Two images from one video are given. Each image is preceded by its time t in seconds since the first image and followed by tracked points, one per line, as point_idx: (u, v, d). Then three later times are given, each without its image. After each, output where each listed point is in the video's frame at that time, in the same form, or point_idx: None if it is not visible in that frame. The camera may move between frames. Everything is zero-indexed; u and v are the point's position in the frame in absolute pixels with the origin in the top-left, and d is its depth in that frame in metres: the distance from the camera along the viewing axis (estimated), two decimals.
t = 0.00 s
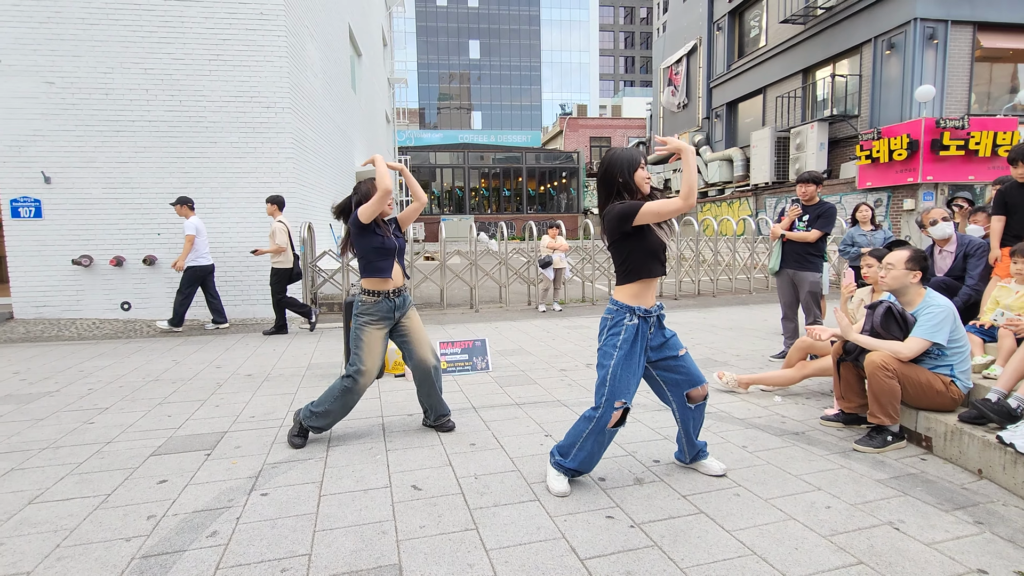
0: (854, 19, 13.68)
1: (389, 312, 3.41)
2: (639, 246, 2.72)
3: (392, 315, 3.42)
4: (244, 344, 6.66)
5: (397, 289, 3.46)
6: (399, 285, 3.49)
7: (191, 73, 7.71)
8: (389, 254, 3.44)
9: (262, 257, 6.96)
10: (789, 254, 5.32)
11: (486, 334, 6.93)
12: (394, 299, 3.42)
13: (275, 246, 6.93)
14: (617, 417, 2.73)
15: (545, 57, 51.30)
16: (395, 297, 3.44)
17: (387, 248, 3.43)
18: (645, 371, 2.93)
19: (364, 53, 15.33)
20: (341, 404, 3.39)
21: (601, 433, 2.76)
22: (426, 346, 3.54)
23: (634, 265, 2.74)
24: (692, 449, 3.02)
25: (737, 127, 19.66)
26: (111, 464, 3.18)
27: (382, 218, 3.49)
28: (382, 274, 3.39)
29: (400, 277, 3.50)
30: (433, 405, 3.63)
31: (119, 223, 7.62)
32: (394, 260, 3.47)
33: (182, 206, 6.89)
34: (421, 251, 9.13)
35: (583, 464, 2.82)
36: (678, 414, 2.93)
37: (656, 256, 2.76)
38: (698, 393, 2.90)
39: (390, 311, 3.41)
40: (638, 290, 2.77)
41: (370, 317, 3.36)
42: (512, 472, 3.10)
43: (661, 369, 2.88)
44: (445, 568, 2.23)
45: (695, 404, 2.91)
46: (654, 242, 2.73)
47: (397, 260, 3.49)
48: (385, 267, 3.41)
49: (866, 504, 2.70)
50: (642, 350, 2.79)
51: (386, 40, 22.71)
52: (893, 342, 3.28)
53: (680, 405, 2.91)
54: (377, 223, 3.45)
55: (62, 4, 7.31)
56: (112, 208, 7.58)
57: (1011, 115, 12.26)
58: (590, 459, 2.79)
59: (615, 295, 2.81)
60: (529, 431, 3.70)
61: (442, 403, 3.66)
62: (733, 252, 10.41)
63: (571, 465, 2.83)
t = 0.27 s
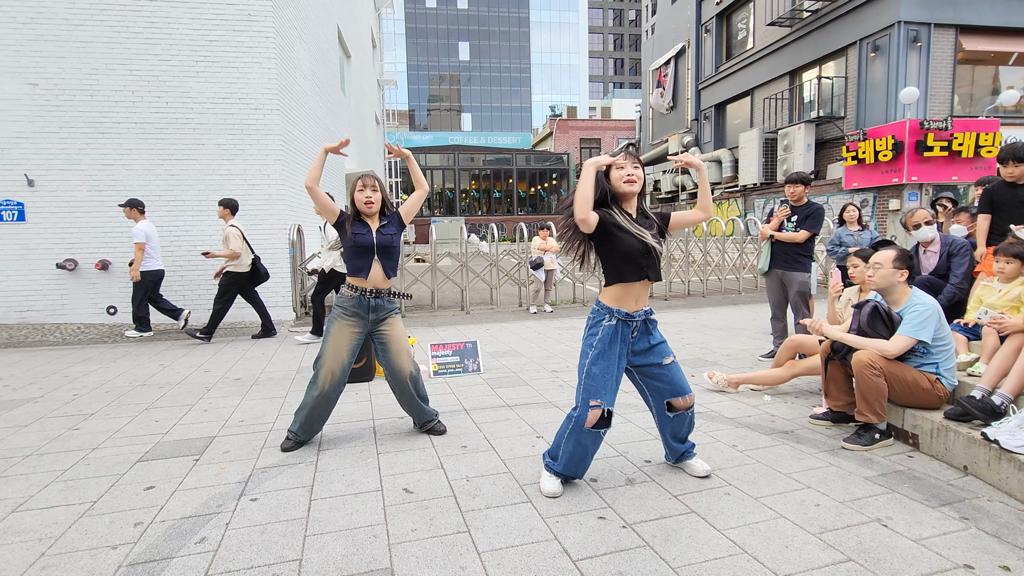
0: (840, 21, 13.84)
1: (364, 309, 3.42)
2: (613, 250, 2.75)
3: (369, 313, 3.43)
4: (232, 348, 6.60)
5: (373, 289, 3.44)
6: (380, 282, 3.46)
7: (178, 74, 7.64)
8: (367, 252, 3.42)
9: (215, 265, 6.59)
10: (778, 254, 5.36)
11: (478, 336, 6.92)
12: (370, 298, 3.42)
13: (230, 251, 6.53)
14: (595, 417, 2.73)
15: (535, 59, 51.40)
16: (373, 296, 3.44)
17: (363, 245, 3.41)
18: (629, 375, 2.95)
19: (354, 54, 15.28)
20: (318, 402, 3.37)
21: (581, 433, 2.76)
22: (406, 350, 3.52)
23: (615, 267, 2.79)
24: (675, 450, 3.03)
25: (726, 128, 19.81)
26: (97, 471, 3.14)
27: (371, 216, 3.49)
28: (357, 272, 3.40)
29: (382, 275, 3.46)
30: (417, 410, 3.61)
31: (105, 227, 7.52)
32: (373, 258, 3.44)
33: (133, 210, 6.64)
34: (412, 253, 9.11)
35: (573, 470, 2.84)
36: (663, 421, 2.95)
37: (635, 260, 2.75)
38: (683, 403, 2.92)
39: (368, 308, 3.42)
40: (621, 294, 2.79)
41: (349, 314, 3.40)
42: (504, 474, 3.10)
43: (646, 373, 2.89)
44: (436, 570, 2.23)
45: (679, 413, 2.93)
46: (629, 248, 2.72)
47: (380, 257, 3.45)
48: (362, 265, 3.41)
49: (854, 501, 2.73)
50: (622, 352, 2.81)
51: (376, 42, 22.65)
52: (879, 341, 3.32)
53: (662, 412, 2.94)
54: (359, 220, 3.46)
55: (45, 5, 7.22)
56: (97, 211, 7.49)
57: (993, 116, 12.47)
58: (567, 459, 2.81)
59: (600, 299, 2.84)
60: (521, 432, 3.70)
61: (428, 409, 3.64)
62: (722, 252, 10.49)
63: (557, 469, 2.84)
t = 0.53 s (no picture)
0: (826, 23, 13.99)
1: (354, 307, 3.44)
2: (596, 215, 2.77)
3: (360, 309, 3.42)
4: (223, 352, 6.56)
5: (350, 285, 3.43)
6: (356, 280, 3.42)
7: (166, 77, 7.59)
8: (345, 249, 3.43)
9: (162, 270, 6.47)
10: (768, 254, 5.42)
11: (470, 338, 6.92)
12: (354, 296, 3.41)
13: (173, 255, 6.35)
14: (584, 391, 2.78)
15: (525, 61, 51.52)
16: (357, 293, 3.42)
17: (342, 242, 3.43)
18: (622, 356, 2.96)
19: (343, 57, 15.24)
20: (318, 400, 3.39)
21: (569, 407, 2.79)
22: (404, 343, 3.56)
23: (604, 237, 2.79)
24: (670, 440, 3.03)
25: (715, 130, 19.94)
26: (85, 479, 3.10)
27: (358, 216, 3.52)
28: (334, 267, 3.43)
29: (358, 272, 3.42)
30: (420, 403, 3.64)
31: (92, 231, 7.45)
32: (350, 254, 3.42)
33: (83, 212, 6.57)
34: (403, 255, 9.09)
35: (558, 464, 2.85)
36: (644, 405, 2.99)
37: (620, 226, 2.74)
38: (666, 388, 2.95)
39: (359, 305, 3.42)
40: (615, 266, 2.79)
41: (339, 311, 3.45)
42: (498, 476, 3.09)
43: (635, 355, 2.91)
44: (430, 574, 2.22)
45: (663, 399, 2.96)
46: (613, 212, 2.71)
47: (357, 254, 3.41)
48: (338, 261, 3.43)
49: (846, 499, 2.75)
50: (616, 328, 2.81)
51: (366, 45, 22.61)
52: (868, 339, 3.35)
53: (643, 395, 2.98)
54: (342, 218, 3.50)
55: (30, 7, 7.15)
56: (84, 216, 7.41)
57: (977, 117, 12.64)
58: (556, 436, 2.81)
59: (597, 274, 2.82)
60: (514, 434, 3.70)
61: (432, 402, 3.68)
62: (713, 253, 10.55)
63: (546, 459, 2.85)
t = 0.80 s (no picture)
0: (816, 24, 14.09)
1: (327, 318, 3.40)
2: (605, 266, 2.76)
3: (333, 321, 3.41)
4: (215, 355, 6.52)
5: (330, 297, 3.42)
6: (334, 292, 3.43)
7: (155, 79, 7.53)
8: (324, 261, 3.41)
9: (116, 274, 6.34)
10: (760, 253, 5.45)
11: (463, 339, 6.91)
12: (330, 305, 3.40)
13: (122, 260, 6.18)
14: (580, 425, 2.72)
15: (516, 62, 51.56)
16: (333, 303, 3.42)
17: (321, 253, 3.40)
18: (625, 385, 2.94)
19: (334, 58, 15.19)
20: (298, 414, 3.35)
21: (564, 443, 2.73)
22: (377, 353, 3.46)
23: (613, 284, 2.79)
24: (672, 447, 3.01)
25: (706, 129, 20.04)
26: (75, 485, 3.07)
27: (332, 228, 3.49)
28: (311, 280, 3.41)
29: (336, 285, 3.43)
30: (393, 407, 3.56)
31: (81, 234, 7.38)
32: (328, 266, 3.42)
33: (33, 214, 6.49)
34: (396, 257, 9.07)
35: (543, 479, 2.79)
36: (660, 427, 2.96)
37: (628, 273, 2.73)
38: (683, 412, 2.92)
39: (329, 316, 3.40)
40: (625, 306, 2.76)
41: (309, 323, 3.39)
42: (493, 477, 3.09)
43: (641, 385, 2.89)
44: None
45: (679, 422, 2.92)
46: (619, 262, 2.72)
47: (336, 267, 3.43)
48: (317, 273, 3.41)
49: (839, 496, 2.77)
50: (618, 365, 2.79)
51: (357, 46, 22.54)
52: (859, 337, 3.37)
53: (661, 420, 2.94)
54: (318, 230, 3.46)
55: (17, 9, 7.08)
56: (73, 219, 7.34)
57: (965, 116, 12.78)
58: (546, 465, 2.76)
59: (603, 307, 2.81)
60: (508, 434, 3.70)
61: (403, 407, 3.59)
62: (705, 252, 10.60)
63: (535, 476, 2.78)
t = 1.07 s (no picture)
0: (807, 22, 14.17)
1: (320, 300, 3.40)
2: (609, 233, 2.84)
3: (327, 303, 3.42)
4: (208, 357, 6.48)
5: (324, 279, 3.41)
6: (327, 273, 3.43)
7: (145, 78, 7.47)
8: (315, 243, 3.39)
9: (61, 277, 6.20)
10: (753, 251, 5.47)
11: (458, 339, 6.90)
12: (322, 289, 3.40)
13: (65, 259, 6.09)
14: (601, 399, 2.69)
15: (509, 61, 51.53)
16: (327, 285, 3.41)
17: (311, 235, 3.38)
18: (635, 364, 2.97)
19: (327, 58, 15.13)
20: (298, 407, 3.38)
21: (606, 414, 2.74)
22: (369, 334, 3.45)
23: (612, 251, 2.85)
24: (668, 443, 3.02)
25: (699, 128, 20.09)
26: (67, 488, 3.05)
27: (317, 210, 3.48)
28: (303, 262, 3.38)
29: (330, 267, 3.43)
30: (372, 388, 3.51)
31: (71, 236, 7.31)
32: (321, 248, 3.41)
33: None
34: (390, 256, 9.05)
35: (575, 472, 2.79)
36: (656, 415, 2.99)
37: (630, 244, 2.79)
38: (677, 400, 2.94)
39: (325, 298, 3.41)
40: (622, 277, 2.83)
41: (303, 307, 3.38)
42: (489, 477, 3.09)
43: (651, 365, 2.90)
44: None
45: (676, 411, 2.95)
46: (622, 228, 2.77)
47: (328, 248, 3.43)
48: (309, 255, 3.39)
49: (832, 491, 2.79)
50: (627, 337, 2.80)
51: (350, 45, 22.45)
52: (851, 333, 3.40)
53: (656, 405, 2.98)
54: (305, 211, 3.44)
55: (4, 8, 7.00)
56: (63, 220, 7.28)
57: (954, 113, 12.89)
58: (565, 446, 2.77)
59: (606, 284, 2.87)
60: (504, 433, 3.71)
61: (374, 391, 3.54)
62: (699, 251, 10.64)
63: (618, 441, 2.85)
